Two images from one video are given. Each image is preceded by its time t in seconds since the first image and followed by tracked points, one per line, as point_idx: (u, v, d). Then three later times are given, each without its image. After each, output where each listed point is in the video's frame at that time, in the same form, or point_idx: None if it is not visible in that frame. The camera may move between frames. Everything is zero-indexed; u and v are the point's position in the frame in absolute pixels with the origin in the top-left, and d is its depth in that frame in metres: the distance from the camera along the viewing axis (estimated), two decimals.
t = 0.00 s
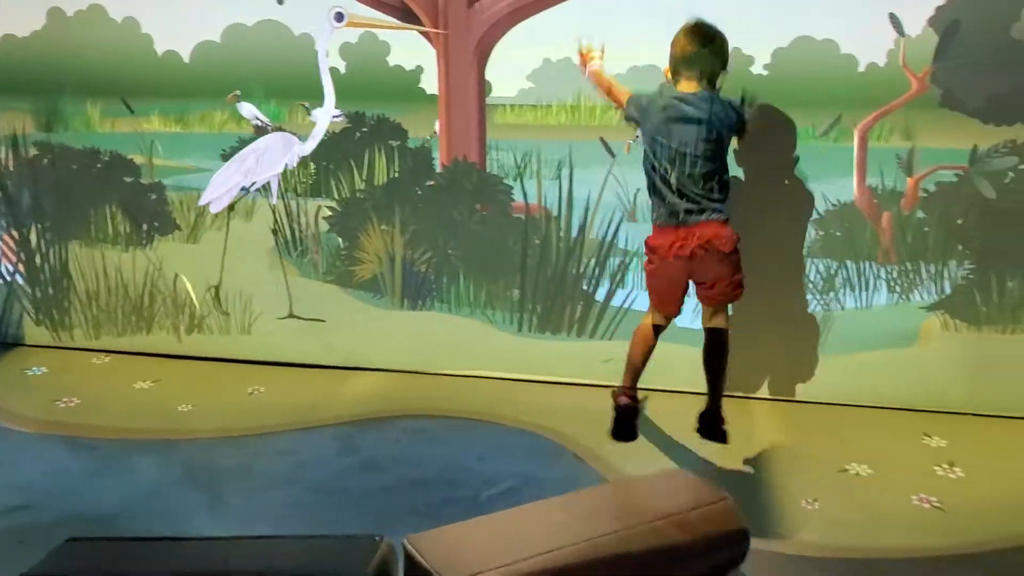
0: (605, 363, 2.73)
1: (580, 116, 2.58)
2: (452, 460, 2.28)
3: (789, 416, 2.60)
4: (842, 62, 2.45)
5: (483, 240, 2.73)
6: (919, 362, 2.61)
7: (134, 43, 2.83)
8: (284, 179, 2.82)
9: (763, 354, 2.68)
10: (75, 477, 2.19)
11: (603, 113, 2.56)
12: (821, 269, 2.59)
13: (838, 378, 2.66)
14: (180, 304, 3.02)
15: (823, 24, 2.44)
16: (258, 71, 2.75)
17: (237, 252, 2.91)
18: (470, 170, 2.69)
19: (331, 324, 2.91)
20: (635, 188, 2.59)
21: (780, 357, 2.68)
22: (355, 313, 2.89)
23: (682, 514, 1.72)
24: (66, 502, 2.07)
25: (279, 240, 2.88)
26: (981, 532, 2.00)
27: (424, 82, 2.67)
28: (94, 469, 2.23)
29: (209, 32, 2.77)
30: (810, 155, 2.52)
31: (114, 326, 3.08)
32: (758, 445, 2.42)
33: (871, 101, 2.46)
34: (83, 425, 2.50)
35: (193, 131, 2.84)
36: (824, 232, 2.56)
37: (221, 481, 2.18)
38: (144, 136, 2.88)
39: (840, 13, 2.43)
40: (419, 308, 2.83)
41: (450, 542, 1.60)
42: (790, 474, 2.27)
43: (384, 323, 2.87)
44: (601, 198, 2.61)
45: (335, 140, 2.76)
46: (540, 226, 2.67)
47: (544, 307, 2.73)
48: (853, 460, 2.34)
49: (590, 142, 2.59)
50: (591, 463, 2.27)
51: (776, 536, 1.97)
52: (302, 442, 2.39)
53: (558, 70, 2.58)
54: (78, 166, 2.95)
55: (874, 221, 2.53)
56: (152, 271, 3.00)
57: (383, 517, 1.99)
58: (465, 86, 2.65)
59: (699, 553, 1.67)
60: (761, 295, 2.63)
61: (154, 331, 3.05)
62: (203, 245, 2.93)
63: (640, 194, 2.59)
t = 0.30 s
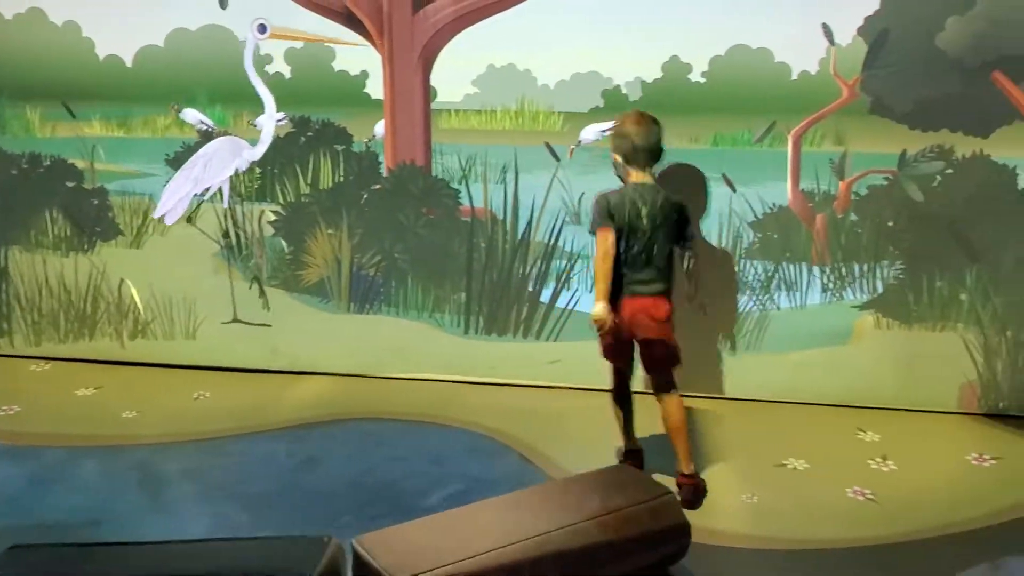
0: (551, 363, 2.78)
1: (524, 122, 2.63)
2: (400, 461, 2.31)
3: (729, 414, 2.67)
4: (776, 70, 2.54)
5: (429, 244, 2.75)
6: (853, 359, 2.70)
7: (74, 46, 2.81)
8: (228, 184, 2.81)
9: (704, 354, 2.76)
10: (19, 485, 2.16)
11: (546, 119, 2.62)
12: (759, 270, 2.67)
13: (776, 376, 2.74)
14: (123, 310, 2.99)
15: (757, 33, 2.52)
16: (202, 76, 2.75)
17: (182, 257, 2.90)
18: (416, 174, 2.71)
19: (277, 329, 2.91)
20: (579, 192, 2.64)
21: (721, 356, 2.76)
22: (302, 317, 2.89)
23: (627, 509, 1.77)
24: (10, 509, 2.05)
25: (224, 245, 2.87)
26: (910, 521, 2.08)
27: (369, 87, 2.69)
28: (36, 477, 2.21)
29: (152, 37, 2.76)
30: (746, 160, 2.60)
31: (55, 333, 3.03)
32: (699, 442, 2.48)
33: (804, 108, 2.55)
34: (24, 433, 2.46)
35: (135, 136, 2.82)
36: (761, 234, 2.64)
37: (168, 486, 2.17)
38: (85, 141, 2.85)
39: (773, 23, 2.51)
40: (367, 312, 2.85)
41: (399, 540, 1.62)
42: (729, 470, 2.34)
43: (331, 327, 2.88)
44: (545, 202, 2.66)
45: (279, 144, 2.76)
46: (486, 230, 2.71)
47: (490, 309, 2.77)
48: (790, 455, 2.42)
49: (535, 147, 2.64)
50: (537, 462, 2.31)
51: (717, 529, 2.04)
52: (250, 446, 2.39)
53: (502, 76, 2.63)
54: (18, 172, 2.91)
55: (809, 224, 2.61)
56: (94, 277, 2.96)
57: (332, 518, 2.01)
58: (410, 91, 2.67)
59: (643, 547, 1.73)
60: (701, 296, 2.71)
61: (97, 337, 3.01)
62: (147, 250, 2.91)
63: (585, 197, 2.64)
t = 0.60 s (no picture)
0: (524, 363, 2.81)
1: (496, 123, 2.65)
2: (372, 460, 2.33)
3: (700, 412, 2.71)
4: (745, 71, 2.57)
5: (403, 245, 2.78)
6: (822, 357, 2.74)
7: (48, 48, 2.81)
8: (202, 186, 2.83)
9: (675, 352, 2.79)
10: None
11: (518, 119, 2.64)
12: (729, 269, 2.70)
13: (746, 374, 2.78)
14: (98, 312, 2.99)
15: (726, 35, 2.56)
16: (176, 78, 2.76)
17: (156, 259, 2.90)
18: (389, 175, 2.74)
19: (252, 330, 2.92)
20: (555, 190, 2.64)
21: (692, 355, 2.79)
22: (276, 317, 2.90)
23: (598, 504, 1.79)
24: None
25: (198, 246, 2.88)
26: (873, 516, 2.12)
27: (342, 89, 2.71)
28: (9, 478, 2.21)
29: (125, 39, 2.77)
30: (714, 160, 2.64)
31: (30, 334, 3.03)
32: (669, 440, 2.52)
33: (772, 109, 2.59)
34: None
35: (109, 138, 2.83)
36: (731, 234, 2.68)
37: (140, 486, 2.18)
38: (59, 142, 2.86)
39: (742, 25, 2.55)
40: (341, 312, 2.86)
41: (366, 534, 1.63)
42: (697, 466, 2.37)
43: (306, 328, 2.90)
44: (518, 202, 2.68)
45: (252, 145, 2.78)
46: (459, 230, 2.73)
47: (463, 309, 2.79)
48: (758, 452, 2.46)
49: (510, 148, 2.66)
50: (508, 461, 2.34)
51: (683, 525, 2.07)
52: (223, 446, 2.41)
53: (474, 78, 2.65)
54: None
55: (778, 224, 2.65)
56: (68, 278, 2.97)
57: (304, 517, 2.02)
58: (382, 92, 2.69)
59: (608, 544, 1.75)
60: (671, 294, 2.75)
61: (72, 337, 3.02)
62: (121, 251, 2.92)
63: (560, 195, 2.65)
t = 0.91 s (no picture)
0: (519, 365, 2.85)
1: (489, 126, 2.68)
2: (365, 461, 2.34)
3: (695, 415, 2.72)
4: (738, 74, 2.58)
5: (398, 247, 2.79)
6: (816, 359, 2.75)
7: (46, 53, 2.84)
8: (201, 190, 2.85)
9: (671, 355, 2.80)
10: None
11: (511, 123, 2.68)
12: (725, 271, 2.71)
13: (741, 376, 2.79)
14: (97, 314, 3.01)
15: (719, 38, 2.57)
16: (173, 82, 2.78)
17: (154, 261, 2.93)
18: (384, 178, 2.75)
19: (249, 332, 2.94)
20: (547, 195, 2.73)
21: (687, 357, 2.79)
22: (273, 320, 2.92)
23: (586, 506, 1.79)
24: None
25: (195, 249, 2.90)
26: (863, 517, 2.13)
27: (337, 93, 2.73)
28: (5, 479, 2.24)
29: (122, 44, 2.79)
30: (708, 163, 2.65)
31: (29, 337, 3.06)
32: (662, 442, 2.53)
33: (765, 112, 2.60)
34: None
35: (107, 141, 2.85)
36: (726, 236, 2.69)
37: (136, 488, 2.20)
38: (57, 146, 2.89)
39: (735, 28, 2.56)
40: (337, 315, 2.88)
41: (355, 534, 1.64)
42: (690, 469, 2.38)
43: (302, 330, 2.92)
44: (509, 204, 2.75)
45: (248, 148, 2.80)
46: (454, 233, 2.75)
47: (458, 311, 2.80)
48: (752, 455, 2.47)
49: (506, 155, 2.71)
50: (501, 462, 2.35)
51: (674, 527, 2.08)
52: (219, 447, 2.42)
53: (468, 81, 2.67)
54: None
55: (772, 226, 2.66)
56: (67, 281, 2.99)
57: (297, 519, 2.04)
58: (377, 96, 2.71)
59: (596, 545, 1.76)
60: (666, 297, 2.75)
61: (70, 340, 3.04)
62: (119, 254, 2.94)
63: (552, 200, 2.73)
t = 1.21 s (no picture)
0: (537, 369, 2.87)
1: (510, 130, 2.70)
2: (386, 462, 2.36)
3: (716, 419, 2.71)
4: (760, 77, 2.57)
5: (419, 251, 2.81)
6: (839, 363, 2.73)
7: (76, 59, 2.89)
8: (227, 194, 2.89)
9: (693, 359, 2.79)
10: (17, 483, 2.24)
11: (533, 126, 2.69)
12: (746, 274, 2.70)
13: (762, 381, 2.78)
14: (124, 315, 3.06)
15: (741, 41, 2.56)
16: (199, 87, 2.82)
17: (181, 264, 2.97)
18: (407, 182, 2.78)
19: (274, 333, 2.97)
20: (568, 199, 2.72)
21: (709, 361, 2.79)
22: (297, 322, 2.95)
23: (601, 510, 1.80)
24: (9, 506, 2.12)
25: (220, 251, 2.94)
26: (884, 523, 2.12)
27: (360, 98, 2.76)
28: (34, 477, 2.28)
29: (150, 50, 2.84)
30: (730, 167, 2.64)
31: (59, 337, 3.11)
32: (682, 446, 2.53)
33: (787, 115, 2.59)
34: (25, 435, 2.54)
35: (136, 145, 2.90)
36: (747, 240, 2.68)
37: (160, 486, 2.24)
38: (86, 150, 2.94)
39: (757, 31, 2.55)
40: (360, 317, 2.91)
41: (371, 534, 1.66)
42: (709, 473, 2.38)
43: (325, 332, 2.94)
44: (528, 207, 2.75)
45: (273, 152, 2.84)
46: (473, 236, 2.79)
47: (479, 313, 2.85)
48: (772, 459, 2.46)
49: (526, 154, 2.71)
50: (521, 465, 2.36)
51: (692, 531, 2.08)
52: (242, 447, 2.46)
53: (490, 85, 2.69)
54: (23, 180, 3.00)
55: (795, 229, 2.65)
56: (96, 282, 3.04)
57: (317, 519, 2.06)
58: (399, 101, 2.73)
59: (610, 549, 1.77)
60: (687, 301, 2.74)
61: (99, 340, 3.08)
62: (147, 256, 2.98)
63: (573, 203, 2.73)
